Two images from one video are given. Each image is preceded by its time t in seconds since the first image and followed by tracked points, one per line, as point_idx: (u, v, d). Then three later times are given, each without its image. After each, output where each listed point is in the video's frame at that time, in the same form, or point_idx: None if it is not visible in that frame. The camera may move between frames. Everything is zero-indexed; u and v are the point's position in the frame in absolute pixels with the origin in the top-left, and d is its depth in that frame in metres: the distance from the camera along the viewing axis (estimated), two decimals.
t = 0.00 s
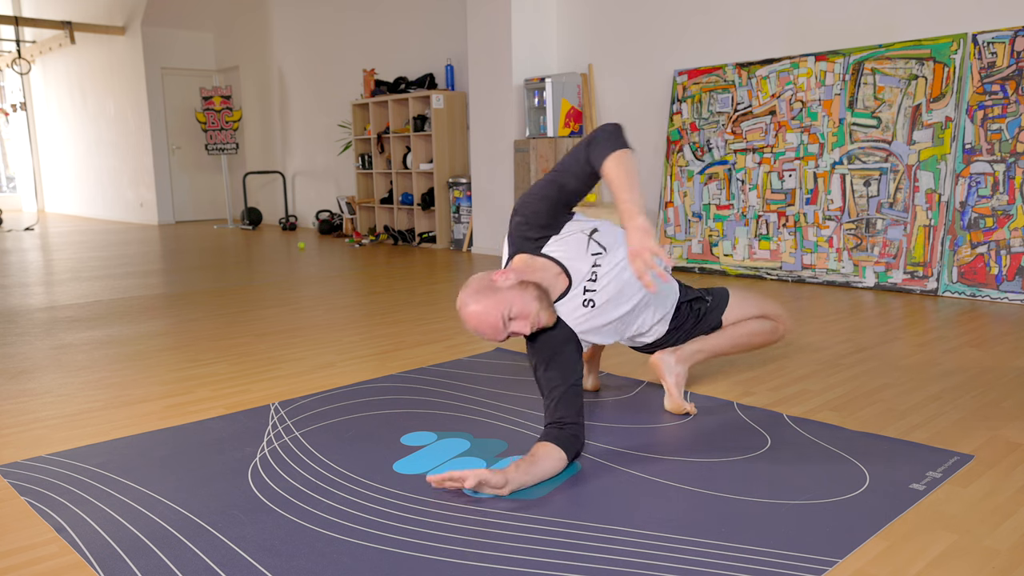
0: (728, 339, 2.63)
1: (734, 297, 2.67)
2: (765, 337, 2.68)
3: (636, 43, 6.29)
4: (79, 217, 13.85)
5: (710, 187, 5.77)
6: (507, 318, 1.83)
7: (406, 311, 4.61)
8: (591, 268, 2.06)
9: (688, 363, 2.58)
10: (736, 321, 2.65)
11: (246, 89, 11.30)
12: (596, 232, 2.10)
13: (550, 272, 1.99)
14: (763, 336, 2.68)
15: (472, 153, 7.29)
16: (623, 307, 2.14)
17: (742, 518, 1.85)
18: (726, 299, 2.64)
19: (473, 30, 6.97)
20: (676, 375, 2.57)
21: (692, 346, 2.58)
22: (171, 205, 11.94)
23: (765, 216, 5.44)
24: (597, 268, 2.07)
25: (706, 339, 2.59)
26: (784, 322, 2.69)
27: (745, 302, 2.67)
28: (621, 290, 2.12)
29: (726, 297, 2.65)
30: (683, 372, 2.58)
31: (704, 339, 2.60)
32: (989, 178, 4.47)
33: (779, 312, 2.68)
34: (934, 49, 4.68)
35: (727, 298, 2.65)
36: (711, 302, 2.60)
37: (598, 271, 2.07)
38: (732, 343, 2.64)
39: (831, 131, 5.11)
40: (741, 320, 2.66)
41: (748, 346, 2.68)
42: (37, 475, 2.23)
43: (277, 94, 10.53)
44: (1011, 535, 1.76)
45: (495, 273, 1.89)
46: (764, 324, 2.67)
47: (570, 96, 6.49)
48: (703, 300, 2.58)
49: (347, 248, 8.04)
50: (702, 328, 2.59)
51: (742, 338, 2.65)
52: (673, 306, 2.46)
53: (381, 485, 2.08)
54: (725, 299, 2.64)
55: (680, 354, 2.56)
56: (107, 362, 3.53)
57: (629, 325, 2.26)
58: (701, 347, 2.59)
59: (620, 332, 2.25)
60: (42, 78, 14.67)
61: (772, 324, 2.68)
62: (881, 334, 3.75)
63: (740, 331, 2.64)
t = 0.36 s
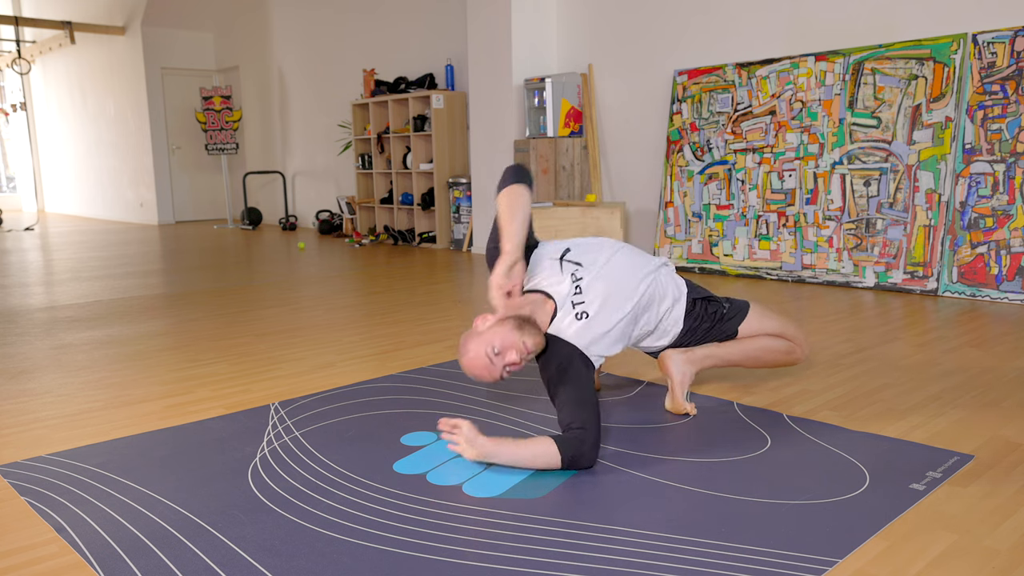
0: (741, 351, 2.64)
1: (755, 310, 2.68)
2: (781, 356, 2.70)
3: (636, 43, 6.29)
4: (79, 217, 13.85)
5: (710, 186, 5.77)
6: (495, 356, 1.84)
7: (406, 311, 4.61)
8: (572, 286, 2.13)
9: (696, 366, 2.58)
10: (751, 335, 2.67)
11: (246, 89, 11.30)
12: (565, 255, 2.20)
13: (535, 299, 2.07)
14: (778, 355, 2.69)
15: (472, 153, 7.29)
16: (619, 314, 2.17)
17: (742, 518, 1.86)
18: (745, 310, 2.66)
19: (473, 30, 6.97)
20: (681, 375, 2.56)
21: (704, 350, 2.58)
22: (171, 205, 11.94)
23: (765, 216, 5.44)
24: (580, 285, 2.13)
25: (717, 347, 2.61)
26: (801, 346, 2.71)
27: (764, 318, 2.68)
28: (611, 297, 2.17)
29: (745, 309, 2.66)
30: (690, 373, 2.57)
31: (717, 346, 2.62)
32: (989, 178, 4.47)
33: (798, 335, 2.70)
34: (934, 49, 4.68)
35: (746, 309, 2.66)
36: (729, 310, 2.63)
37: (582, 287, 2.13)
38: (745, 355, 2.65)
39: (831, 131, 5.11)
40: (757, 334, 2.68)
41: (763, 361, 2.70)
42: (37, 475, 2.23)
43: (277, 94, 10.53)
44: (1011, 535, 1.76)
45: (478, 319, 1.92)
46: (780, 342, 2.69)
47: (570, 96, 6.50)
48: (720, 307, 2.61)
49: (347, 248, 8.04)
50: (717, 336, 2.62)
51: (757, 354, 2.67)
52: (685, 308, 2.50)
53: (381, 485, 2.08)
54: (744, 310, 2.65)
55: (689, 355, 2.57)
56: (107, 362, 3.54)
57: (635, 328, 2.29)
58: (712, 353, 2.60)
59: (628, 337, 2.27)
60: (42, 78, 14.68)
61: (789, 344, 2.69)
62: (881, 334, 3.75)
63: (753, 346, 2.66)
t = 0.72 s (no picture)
0: (749, 349, 2.63)
1: (762, 305, 2.67)
2: (794, 353, 2.68)
3: (636, 43, 6.29)
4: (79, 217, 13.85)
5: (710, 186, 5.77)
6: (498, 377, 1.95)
7: (406, 311, 4.61)
8: (548, 331, 2.15)
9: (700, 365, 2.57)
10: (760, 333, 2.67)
11: (246, 89, 11.30)
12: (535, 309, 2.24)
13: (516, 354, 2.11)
14: (792, 351, 2.67)
15: (472, 153, 7.29)
16: (606, 334, 2.13)
17: (742, 518, 1.86)
18: (750, 306, 2.66)
19: (473, 30, 6.96)
20: (683, 374, 2.54)
21: (707, 350, 2.57)
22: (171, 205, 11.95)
23: (765, 216, 5.44)
24: (555, 324, 2.15)
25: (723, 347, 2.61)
26: (818, 340, 2.67)
27: (774, 314, 2.66)
28: (592, 322, 2.15)
29: (750, 305, 2.66)
30: (692, 373, 2.55)
31: (722, 345, 2.61)
32: (989, 178, 4.47)
33: (817, 330, 2.66)
34: (934, 49, 4.68)
35: (751, 305, 2.66)
36: (731, 308, 2.63)
37: (558, 325, 2.14)
38: (752, 353, 2.64)
39: (831, 131, 5.11)
40: (766, 331, 2.67)
41: (775, 358, 2.68)
42: (36, 475, 2.23)
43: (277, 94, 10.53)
44: (1011, 535, 1.76)
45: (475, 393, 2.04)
46: (792, 338, 2.67)
47: (570, 96, 6.50)
48: (721, 305, 2.61)
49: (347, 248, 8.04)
50: (720, 334, 2.62)
51: (767, 352, 2.66)
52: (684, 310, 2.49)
53: (381, 485, 2.08)
54: (748, 307, 2.65)
55: (691, 355, 2.55)
56: (107, 362, 3.53)
57: (632, 346, 2.25)
58: (717, 353, 2.59)
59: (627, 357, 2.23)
60: (42, 78, 14.67)
61: (801, 339, 2.67)
62: (881, 334, 3.75)
63: (766, 344, 2.65)
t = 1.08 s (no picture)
0: (746, 343, 2.65)
1: (754, 298, 2.69)
2: (793, 338, 2.69)
3: (636, 43, 6.29)
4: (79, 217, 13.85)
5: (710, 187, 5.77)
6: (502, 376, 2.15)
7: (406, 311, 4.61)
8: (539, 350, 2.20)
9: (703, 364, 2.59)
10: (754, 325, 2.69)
11: (246, 89, 11.30)
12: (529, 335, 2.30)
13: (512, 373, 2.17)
14: (791, 337, 2.69)
15: (472, 153, 7.29)
16: (594, 342, 2.17)
17: (742, 518, 1.86)
18: (742, 301, 2.66)
19: (473, 30, 6.96)
20: (685, 374, 2.55)
21: (706, 348, 2.60)
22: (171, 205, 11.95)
23: (765, 216, 5.44)
24: (545, 344, 2.20)
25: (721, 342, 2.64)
26: (815, 322, 2.69)
27: (766, 304, 2.68)
28: (578, 336, 2.20)
29: (741, 297, 2.67)
30: (694, 372, 2.56)
31: (720, 341, 2.63)
32: (989, 178, 4.47)
33: (811, 313, 2.68)
34: (934, 49, 4.68)
35: (742, 298, 2.67)
36: (723, 303, 2.63)
37: (547, 345, 2.19)
38: (751, 347, 2.66)
39: (831, 131, 5.11)
40: (760, 321, 2.69)
41: (775, 347, 2.69)
42: (36, 475, 2.23)
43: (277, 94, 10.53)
44: (1011, 535, 1.76)
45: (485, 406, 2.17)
46: (790, 326, 2.68)
47: (570, 96, 6.50)
48: (714, 300, 2.61)
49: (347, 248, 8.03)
50: (718, 329, 2.62)
51: (766, 343, 2.67)
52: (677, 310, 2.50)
53: (381, 485, 2.08)
54: (740, 301, 2.67)
55: (692, 355, 2.57)
56: (107, 362, 3.53)
57: (630, 354, 2.27)
58: (715, 350, 2.61)
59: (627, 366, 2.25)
60: (42, 78, 14.67)
61: (799, 325, 2.68)
62: (881, 334, 3.75)
63: (762, 334, 2.66)
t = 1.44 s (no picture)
0: (741, 343, 2.66)
1: (747, 300, 2.71)
2: (783, 341, 2.73)
3: (636, 43, 6.29)
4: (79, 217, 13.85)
5: (710, 186, 5.77)
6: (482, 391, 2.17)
7: (406, 310, 4.61)
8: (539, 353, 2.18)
9: (699, 364, 2.57)
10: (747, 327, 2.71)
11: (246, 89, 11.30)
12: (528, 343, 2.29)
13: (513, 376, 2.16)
14: (781, 340, 2.72)
15: (472, 153, 7.29)
16: (597, 346, 2.18)
17: (742, 518, 1.86)
18: (737, 301, 2.69)
19: (473, 30, 6.96)
20: (684, 374, 2.53)
21: (703, 348, 2.59)
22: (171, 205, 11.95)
23: (765, 216, 5.44)
24: (544, 346, 2.19)
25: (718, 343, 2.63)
26: (804, 327, 2.74)
27: (761, 305, 2.71)
28: (579, 339, 2.19)
29: (736, 299, 2.69)
30: (692, 372, 2.55)
31: (716, 341, 2.63)
32: (989, 178, 4.47)
33: (801, 318, 2.72)
34: (934, 49, 4.68)
35: (737, 299, 2.69)
36: (719, 304, 2.65)
37: (546, 346, 2.18)
38: (744, 348, 2.67)
39: (831, 131, 5.11)
40: (755, 323, 2.71)
41: (765, 350, 2.71)
42: (36, 475, 2.23)
43: (277, 94, 10.53)
44: (1011, 535, 1.76)
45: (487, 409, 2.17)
46: (782, 328, 2.71)
47: (570, 96, 6.50)
48: (709, 302, 2.64)
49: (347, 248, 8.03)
50: (712, 330, 2.64)
51: (757, 344, 2.68)
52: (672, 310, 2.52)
53: (381, 485, 2.08)
54: (734, 302, 2.69)
55: (690, 354, 2.55)
56: (107, 362, 3.53)
57: (629, 358, 2.27)
58: (712, 349, 2.60)
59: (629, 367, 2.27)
60: (42, 78, 14.67)
61: (790, 328, 2.72)
62: (881, 334, 3.75)
63: (756, 335, 2.69)
